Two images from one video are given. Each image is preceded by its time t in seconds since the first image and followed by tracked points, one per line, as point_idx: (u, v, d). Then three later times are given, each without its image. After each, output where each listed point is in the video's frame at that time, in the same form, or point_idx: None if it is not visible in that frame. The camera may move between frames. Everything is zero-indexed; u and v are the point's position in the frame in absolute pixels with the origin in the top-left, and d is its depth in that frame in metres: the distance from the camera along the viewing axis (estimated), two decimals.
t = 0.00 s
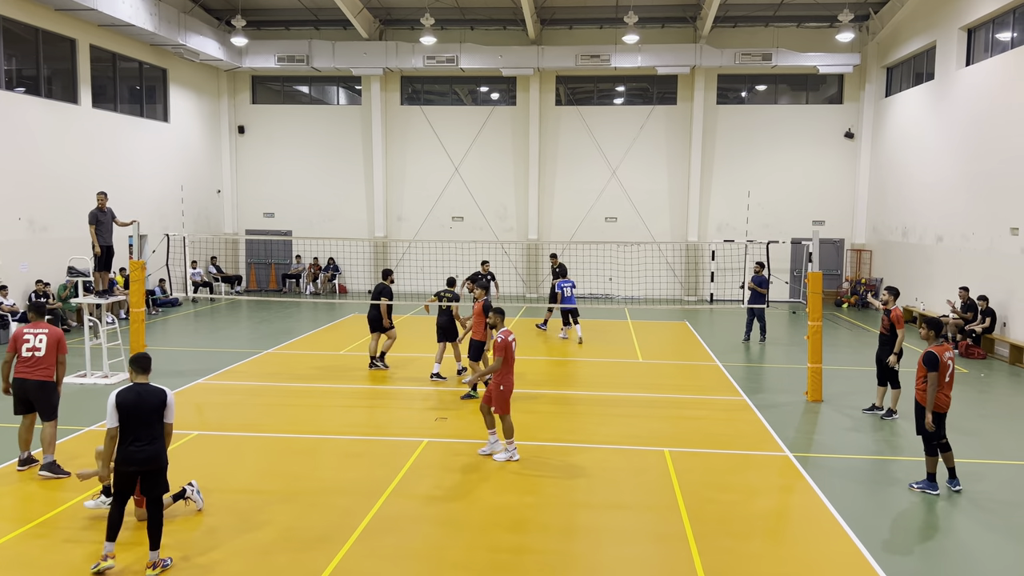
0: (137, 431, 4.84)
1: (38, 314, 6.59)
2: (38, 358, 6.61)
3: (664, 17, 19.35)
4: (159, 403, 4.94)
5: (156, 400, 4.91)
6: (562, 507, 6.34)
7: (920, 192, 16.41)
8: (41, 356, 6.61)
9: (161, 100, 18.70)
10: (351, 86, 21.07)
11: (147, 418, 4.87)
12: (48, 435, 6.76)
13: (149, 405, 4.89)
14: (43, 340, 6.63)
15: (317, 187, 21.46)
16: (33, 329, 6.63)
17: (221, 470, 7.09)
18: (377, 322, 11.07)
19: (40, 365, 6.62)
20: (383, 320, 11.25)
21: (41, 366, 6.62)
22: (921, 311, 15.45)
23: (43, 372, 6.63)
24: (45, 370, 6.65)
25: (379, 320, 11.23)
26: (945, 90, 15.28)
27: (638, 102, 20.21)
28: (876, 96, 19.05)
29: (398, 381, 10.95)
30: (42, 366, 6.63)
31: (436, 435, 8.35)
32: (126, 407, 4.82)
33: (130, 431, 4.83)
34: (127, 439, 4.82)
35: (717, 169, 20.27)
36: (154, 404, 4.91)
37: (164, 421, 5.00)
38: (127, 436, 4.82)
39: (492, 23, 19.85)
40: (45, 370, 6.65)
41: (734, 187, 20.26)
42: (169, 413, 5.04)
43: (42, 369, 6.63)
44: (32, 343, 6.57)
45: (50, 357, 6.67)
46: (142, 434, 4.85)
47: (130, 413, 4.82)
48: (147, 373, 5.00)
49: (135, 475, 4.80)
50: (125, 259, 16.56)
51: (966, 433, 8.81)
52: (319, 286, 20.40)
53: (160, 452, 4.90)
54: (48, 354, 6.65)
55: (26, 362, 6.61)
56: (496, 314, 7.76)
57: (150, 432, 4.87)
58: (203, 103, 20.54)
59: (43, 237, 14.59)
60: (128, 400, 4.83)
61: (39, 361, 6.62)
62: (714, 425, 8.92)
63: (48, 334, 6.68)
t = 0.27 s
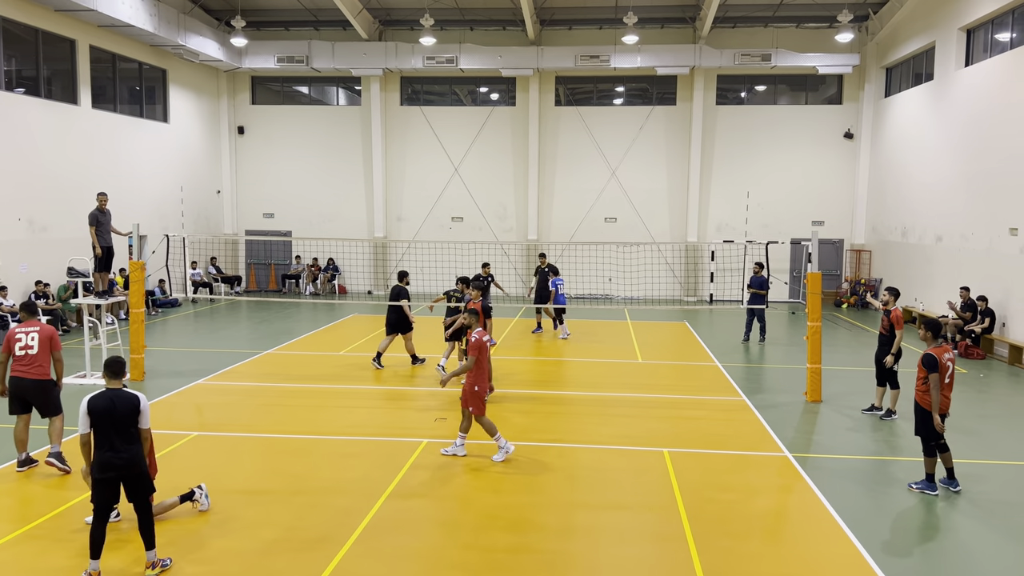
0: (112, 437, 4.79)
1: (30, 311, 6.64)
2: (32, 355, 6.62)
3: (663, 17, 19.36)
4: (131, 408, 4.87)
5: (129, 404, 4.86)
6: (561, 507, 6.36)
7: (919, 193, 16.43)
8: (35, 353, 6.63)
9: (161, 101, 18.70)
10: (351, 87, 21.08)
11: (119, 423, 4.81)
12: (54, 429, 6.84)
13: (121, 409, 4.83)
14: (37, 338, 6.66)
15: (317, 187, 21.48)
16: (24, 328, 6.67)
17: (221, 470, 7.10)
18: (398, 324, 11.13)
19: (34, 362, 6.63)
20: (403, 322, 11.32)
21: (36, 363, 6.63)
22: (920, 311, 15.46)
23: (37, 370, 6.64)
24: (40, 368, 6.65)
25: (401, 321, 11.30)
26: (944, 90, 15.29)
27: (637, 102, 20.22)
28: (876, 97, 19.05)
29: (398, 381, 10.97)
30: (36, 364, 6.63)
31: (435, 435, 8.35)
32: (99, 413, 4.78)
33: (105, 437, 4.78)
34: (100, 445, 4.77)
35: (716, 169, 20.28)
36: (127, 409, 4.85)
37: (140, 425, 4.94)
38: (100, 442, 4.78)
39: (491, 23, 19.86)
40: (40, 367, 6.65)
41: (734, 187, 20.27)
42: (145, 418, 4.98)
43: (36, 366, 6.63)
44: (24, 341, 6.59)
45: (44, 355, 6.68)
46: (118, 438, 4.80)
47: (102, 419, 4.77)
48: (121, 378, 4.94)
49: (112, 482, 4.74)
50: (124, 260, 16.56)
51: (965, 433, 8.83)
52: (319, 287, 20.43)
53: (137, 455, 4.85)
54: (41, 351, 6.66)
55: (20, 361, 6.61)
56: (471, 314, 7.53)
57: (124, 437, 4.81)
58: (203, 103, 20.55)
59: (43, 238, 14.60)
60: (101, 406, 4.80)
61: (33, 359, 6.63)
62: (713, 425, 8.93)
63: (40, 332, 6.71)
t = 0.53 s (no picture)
0: (95, 439, 4.74)
1: (32, 310, 6.67)
2: (36, 354, 6.62)
3: (663, 18, 19.37)
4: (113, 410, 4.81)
5: (111, 405, 4.79)
6: (561, 507, 6.36)
7: (919, 193, 16.44)
8: (38, 351, 6.63)
9: (161, 101, 18.69)
10: (351, 88, 21.09)
11: (102, 425, 4.76)
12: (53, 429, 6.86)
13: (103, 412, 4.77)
14: (40, 337, 6.66)
15: (317, 187, 21.48)
16: (27, 327, 6.68)
17: (222, 471, 7.10)
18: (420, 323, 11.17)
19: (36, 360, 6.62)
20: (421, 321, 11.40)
21: (39, 361, 6.62)
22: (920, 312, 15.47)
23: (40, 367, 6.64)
24: (43, 366, 6.65)
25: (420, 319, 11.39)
26: (944, 91, 15.30)
27: (637, 103, 20.22)
28: (876, 97, 19.05)
29: (398, 382, 10.98)
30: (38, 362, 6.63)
31: (436, 436, 8.36)
32: (80, 415, 4.71)
33: (87, 439, 4.73)
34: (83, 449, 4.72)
35: (716, 169, 20.29)
36: (109, 410, 4.79)
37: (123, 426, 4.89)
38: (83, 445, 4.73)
39: (491, 24, 19.87)
40: (43, 365, 6.65)
41: (734, 188, 20.28)
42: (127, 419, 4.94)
43: (38, 364, 6.62)
44: (27, 339, 6.59)
45: (46, 353, 6.69)
46: (99, 439, 4.76)
47: (84, 422, 4.71)
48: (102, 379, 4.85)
49: (96, 484, 4.72)
50: (125, 260, 16.57)
51: (964, 433, 8.84)
52: (319, 287, 20.46)
53: (121, 455, 4.84)
54: (44, 350, 6.66)
55: (23, 359, 6.60)
56: (452, 312, 7.76)
57: (106, 439, 4.77)
58: (203, 104, 20.55)
59: (43, 238, 14.60)
60: (81, 409, 4.72)
61: (36, 357, 6.62)
62: (713, 425, 8.94)
63: (43, 331, 6.72)
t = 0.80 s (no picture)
0: (89, 439, 4.75)
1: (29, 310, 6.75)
2: (33, 351, 6.61)
3: (663, 18, 19.38)
4: (106, 409, 4.81)
5: (104, 404, 4.80)
6: (562, 508, 6.36)
7: (919, 194, 16.45)
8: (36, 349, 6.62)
9: (161, 102, 18.69)
10: (351, 88, 21.09)
11: (96, 425, 4.76)
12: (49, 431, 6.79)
13: (96, 411, 4.77)
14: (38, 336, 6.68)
15: (317, 188, 21.48)
16: (26, 327, 6.73)
17: (222, 471, 7.11)
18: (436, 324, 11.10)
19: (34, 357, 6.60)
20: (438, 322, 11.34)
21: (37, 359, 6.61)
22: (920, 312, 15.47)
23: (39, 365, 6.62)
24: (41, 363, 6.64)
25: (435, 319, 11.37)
26: (944, 92, 15.30)
27: (637, 104, 20.22)
28: (876, 98, 19.04)
29: (398, 382, 10.97)
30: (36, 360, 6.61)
31: (436, 436, 8.35)
32: (74, 416, 4.72)
33: (80, 439, 4.73)
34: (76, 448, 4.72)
35: (716, 170, 20.29)
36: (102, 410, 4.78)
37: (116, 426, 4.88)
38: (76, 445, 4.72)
39: (491, 24, 19.88)
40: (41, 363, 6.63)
41: (734, 188, 20.27)
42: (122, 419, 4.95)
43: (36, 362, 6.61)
44: (25, 337, 6.61)
45: (45, 351, 6.68)
46: (92, 439, 4.76)
47: (77, 422, 4.72)
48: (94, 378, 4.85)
49: (90, 484, 4.71)
50: (125, 261, 16.56)
51: (965, 434, 8.84)
52: (319, 288, 20.47)
53: (116, 455, 4.83)
54: (41, 348, 6.65)
55: (21, 358, 6.59)
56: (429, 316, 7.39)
57: (100, 438, 4.78)
58: (203, 104, 20.55)
59: (43, 239, 14.60)
60: (74, 409, 4.74)
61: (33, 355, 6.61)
62: (713, 426, 8.94)
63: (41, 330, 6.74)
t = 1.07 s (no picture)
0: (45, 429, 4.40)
1: None
2: None
3: (654, 17, 19.26)
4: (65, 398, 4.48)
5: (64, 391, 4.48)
6: (554, 506, 6.06)
7: (912, 194, 16.33)
8: None
9: (144, 98, 18.38)
10: (339, 87, 20.84)
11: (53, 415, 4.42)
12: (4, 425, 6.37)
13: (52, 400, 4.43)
14: None
15: (304, 186, 21.17)
16: None
17: (198, 468, 6.77)
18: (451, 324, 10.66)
19: None
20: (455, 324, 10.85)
21: None
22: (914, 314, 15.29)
23: None
24: None
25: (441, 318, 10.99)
26: (936, 91, 15.20)
27: (628, 104, 20.06)
28: (868, 99, 18.95)
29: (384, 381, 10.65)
30: None
31: (422, 434, 8.03)
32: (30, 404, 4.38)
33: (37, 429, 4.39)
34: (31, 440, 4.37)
35: (707, 170, 20.13)
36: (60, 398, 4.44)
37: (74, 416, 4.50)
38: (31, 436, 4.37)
39: (481, 22, 19.71)
40: None
41: (725, 189, 20.12)
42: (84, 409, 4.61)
43: None
44: None
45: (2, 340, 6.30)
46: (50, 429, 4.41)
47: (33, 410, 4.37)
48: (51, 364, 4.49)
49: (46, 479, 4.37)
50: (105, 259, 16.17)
51: (966, 433, 8.61)
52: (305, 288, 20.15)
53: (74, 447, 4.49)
54: None
55: None
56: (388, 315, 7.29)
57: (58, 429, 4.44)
58: (188, 101, 20.22)
59: (20, 234, 14.20)
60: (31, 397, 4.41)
61: None
62: (709, 424, 8.68)
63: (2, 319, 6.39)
